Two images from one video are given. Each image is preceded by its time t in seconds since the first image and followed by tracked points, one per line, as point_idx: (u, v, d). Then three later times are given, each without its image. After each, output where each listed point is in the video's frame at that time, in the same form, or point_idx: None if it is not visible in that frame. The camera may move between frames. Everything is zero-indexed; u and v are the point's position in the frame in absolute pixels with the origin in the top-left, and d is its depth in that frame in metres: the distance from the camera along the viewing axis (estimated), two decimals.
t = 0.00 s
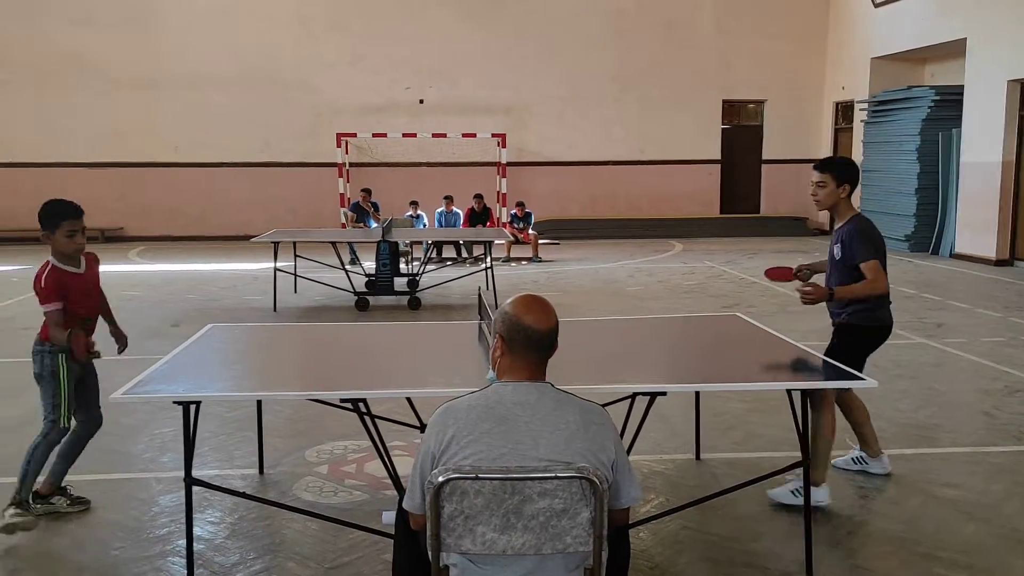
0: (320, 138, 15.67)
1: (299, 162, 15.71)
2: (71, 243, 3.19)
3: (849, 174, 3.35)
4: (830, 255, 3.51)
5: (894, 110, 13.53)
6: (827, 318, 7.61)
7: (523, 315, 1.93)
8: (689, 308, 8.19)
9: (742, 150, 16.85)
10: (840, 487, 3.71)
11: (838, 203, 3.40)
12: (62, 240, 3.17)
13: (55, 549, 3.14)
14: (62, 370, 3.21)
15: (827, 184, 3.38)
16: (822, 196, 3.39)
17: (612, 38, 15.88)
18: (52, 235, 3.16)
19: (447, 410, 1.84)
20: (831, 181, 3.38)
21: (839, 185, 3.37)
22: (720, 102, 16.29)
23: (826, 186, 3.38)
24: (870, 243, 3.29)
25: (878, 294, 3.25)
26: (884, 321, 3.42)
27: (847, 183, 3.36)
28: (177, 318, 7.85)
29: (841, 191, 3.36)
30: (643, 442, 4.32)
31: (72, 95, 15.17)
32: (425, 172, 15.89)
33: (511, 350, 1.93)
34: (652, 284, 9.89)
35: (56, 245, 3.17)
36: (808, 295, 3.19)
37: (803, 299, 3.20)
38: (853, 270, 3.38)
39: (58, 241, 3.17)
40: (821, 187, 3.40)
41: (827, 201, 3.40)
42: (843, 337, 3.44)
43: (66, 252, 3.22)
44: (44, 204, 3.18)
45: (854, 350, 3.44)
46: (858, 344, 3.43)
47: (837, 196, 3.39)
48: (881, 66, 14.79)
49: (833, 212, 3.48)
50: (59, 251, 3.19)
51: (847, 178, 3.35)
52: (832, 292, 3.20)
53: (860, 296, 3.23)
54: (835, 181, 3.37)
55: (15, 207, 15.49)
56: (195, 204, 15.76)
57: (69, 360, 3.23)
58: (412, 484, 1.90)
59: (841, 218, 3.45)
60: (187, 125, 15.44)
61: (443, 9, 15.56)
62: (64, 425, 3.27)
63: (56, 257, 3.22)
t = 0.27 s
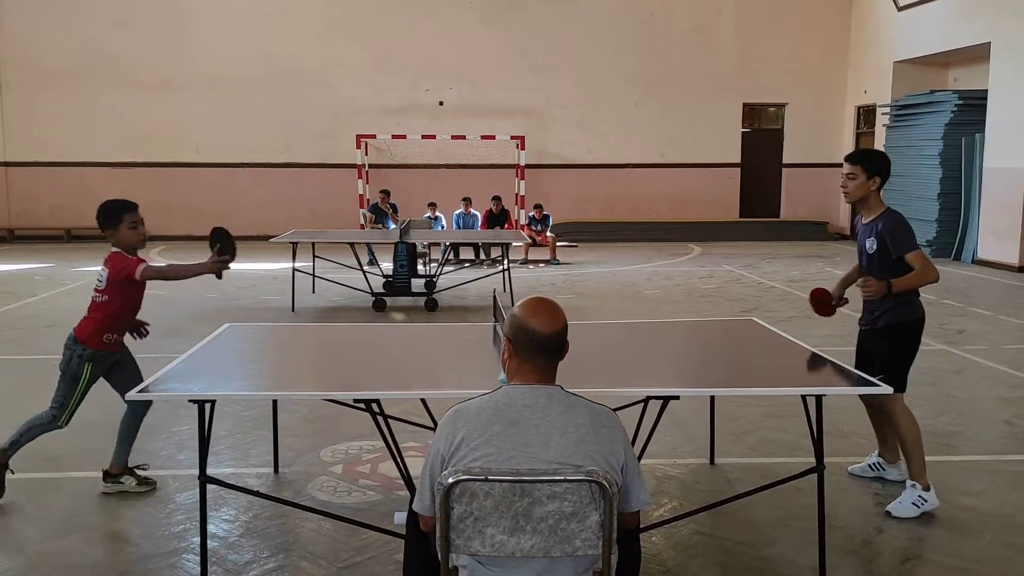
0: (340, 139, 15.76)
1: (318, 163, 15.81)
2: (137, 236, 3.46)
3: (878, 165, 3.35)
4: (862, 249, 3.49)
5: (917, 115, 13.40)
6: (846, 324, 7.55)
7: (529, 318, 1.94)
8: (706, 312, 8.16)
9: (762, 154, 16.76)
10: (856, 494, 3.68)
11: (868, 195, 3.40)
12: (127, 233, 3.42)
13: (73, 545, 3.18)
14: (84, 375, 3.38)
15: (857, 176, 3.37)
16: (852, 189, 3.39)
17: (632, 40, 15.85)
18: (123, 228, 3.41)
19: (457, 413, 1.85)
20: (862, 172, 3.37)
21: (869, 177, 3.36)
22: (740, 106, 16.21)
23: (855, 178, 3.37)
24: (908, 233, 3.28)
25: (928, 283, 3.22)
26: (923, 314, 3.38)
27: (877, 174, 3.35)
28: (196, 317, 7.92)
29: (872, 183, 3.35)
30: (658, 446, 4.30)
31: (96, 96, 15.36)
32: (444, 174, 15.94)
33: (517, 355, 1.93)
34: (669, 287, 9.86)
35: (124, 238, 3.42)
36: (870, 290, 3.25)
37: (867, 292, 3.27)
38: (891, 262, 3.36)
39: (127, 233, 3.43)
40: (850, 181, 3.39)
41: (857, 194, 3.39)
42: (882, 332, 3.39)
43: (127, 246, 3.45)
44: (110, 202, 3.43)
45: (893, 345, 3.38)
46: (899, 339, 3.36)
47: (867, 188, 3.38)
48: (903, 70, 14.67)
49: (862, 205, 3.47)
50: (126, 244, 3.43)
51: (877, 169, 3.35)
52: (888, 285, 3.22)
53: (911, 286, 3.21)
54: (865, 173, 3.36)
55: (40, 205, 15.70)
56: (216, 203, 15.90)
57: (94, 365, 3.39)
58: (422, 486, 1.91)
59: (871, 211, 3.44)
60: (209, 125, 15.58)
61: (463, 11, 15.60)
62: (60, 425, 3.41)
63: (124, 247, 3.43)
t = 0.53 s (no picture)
0: (351, 139, 15.80)
1: (329, 163, 15.85)
2: (163, 231, 3.42)
3: (870, 181, 3.31)
4: (868, 266, 3.45)
5: (930, 118, 13.31)
6: (857, 327, 7.51)
7: (536, 321, 1.93)
8: (716, 315, 8.14)
9: (774, 156, 16.69)
10: (865, 499, 3.66)
11: (865, 213, 3.36)
12: (154, 228, 3.39)
13: (80, 542, 3.19)
14: (108, 366, 3.41)
15: (851, 197, 3.34)
16: (848, 210, 3.36)
17: (643, 42, 15.82)
18: (143, 223, 3.36)
19: (463, 413, 1.84)
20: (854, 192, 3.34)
21: (864, 197, 3.32)
22: (752, 108, 16.15)
23: (850, 200, 3.34)
24: (917, 240, 3.25)
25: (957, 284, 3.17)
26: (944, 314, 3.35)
27: (870, 192, 3.31)
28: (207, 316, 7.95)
29: (866, 202, 3.32)
30: (665, 449, 4.29)
31: (109, 95, 15.45)
32: (454, 175, 15.95)
33: (526, 358, 1.93)
34: (679, 289, 9.83)
35: (150, 231, 3.38)
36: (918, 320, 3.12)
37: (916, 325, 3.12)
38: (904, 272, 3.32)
39: (150, 228, 3.39)
40: (846, 202, 3.35)
41: (855, 214, 3.36)
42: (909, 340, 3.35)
43: (151, 241, 3.41)
44: (137, 194, 3.40)
45: (924, 352, 3.34)
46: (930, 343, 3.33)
47: (862, 207, 3.34)
48: (917, 73, 14.58)
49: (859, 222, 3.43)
50: (152, 238, 3.40)
51: (869, 186, 3.31)
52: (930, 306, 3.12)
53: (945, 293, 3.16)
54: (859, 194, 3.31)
55: (53, 204, 15.81)
56: (228, 203, 15.96)
57: (116, 354, 3.42)
58: (427, 486, 1.91)
59: (870, 227, 3.40)
60: (221, 125, 15.65)
61: (475, 12, 15.61)
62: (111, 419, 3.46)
63: (144, 244, 3.39)
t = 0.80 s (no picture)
0: (357, 140, 15.81)
1: (335, 163, 15.87)
2: (161, 224, 3.37)
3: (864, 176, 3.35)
4: (861, 261, 3.48)
5: (937, 120, 13.26)
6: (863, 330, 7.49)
7: (541, 322, 1.92)
8: (721, 316, 8.12)
9: (780, 158, 16.67)
10: (869, 502, 3.64)
11: (859, 207, 3.39)
12: (153, 221, 3.35)
13: (83, 542, 3.19)
14: (127, 357, 3.39)
15: (846, 192, 3.36)
16: (846, 205, 3.38)
17: (648, 43, 15.81)
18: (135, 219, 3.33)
19: (466, 414, 1.84)
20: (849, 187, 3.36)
21: (859, 192, 3.36)
22: (757, 109, 16.12)
23: (847, 194, 3.36)
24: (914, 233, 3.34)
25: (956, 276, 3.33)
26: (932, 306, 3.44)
27: (865, 186, 3.36)
28: (211, 316, 7.96)
29: (862, 197, 3.36)
30: (669, 451, 4.28)
31: (115, 95, 15.51)
32: (459, 175, 15.96)
33: (529, 358, 1.92)
34: (684, 291, 9.82)
35: (149, 225, 3.35)
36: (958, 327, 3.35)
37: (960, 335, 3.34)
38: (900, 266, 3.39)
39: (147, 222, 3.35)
40: (840, 197, 3.38)
41: (852, 208, 3.38)
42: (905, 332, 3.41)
43: (150, 235, 3.39)
44: (131, 188, 3.36)
45: (918, 345, 3.41)
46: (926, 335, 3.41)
47: (857, 201, 3.38)
48: (924, 74, 14.54)
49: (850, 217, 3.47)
50: (151, 231, 3.36)
51: (864, 181, 3.35)
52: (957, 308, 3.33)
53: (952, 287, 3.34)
54: (855, 189, 3.35)
55: (59, 204, 15.86)
56: (233, 203, 15.99)
57: (133, 345, 3.40)
58: (430, 487, 1.91)
59: (862, 222, 3.45)
60: (226, 125, 15.68)
61: (480, 13, 15.62)
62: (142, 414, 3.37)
63: (140, 239, 3.38)
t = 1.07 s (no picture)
0: (359, 140, 15.81)
1: (336, 163, 15.87)
2: (173, 223, 3.37)
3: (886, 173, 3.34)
4: (857, 255, 3.48)
5: (940, 120, 13.24)
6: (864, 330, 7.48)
7: (542, 321, 1.92)
8: (723, 316, 8.11)
9: (782, 158, 16.66)
10: (870, 502, 3.63)
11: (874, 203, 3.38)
12: (164, 220, 3.36)
13: (85, 542, 3.19)
14: (140, 358, 3.38)
15: (868, 183, 3.33)
16: (865, 195, 3.34)
17: (650, 43, 15.79)
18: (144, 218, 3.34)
19: (466, 415, 1.84)
20: (871, 178, 3.34)
21: (878, 184, 3.34)
22: (760, 109, 16.10)
23: (869, 184, 3.33)
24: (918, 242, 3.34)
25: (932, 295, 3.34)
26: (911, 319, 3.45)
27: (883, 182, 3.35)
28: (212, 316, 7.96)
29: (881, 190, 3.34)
30: (671, 451, 4.27)
31: (117, 95, 15.52)
32: (461, 175, 15.95)
33: (528, 356, 1.92)
34: (686, 291, 9.82)
35: (160, 224, 3.35)
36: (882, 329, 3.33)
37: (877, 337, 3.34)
38: (894, 270, 3.40)
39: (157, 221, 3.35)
40: (857, 187, 3.35)
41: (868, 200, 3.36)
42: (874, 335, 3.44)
43: (162, 234, 3.39)
44: (142, 188, 3.37)
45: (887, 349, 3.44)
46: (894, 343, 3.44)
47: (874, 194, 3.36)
48: (926, 75, 14.51)
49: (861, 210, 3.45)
50: (162, 230, 3.36)
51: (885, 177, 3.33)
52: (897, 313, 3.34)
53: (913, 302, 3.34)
54: (875, 180, 3.33)
55: (61, 204, 15.88)
56: (235, 203, 16.00)
57: (147, 345, 3.39)
58: (430, 487, 1.90)
59: (869, 218, 3.45)
60: (228, 125, 15.69)
61: (482, 13, 15.61)
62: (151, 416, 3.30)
63: (151, 238, 3.38)
